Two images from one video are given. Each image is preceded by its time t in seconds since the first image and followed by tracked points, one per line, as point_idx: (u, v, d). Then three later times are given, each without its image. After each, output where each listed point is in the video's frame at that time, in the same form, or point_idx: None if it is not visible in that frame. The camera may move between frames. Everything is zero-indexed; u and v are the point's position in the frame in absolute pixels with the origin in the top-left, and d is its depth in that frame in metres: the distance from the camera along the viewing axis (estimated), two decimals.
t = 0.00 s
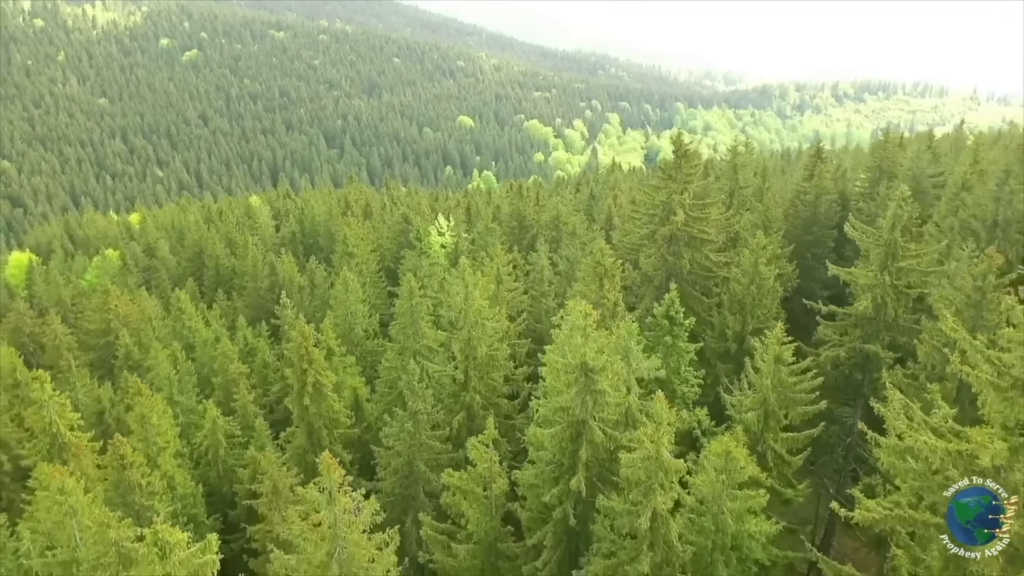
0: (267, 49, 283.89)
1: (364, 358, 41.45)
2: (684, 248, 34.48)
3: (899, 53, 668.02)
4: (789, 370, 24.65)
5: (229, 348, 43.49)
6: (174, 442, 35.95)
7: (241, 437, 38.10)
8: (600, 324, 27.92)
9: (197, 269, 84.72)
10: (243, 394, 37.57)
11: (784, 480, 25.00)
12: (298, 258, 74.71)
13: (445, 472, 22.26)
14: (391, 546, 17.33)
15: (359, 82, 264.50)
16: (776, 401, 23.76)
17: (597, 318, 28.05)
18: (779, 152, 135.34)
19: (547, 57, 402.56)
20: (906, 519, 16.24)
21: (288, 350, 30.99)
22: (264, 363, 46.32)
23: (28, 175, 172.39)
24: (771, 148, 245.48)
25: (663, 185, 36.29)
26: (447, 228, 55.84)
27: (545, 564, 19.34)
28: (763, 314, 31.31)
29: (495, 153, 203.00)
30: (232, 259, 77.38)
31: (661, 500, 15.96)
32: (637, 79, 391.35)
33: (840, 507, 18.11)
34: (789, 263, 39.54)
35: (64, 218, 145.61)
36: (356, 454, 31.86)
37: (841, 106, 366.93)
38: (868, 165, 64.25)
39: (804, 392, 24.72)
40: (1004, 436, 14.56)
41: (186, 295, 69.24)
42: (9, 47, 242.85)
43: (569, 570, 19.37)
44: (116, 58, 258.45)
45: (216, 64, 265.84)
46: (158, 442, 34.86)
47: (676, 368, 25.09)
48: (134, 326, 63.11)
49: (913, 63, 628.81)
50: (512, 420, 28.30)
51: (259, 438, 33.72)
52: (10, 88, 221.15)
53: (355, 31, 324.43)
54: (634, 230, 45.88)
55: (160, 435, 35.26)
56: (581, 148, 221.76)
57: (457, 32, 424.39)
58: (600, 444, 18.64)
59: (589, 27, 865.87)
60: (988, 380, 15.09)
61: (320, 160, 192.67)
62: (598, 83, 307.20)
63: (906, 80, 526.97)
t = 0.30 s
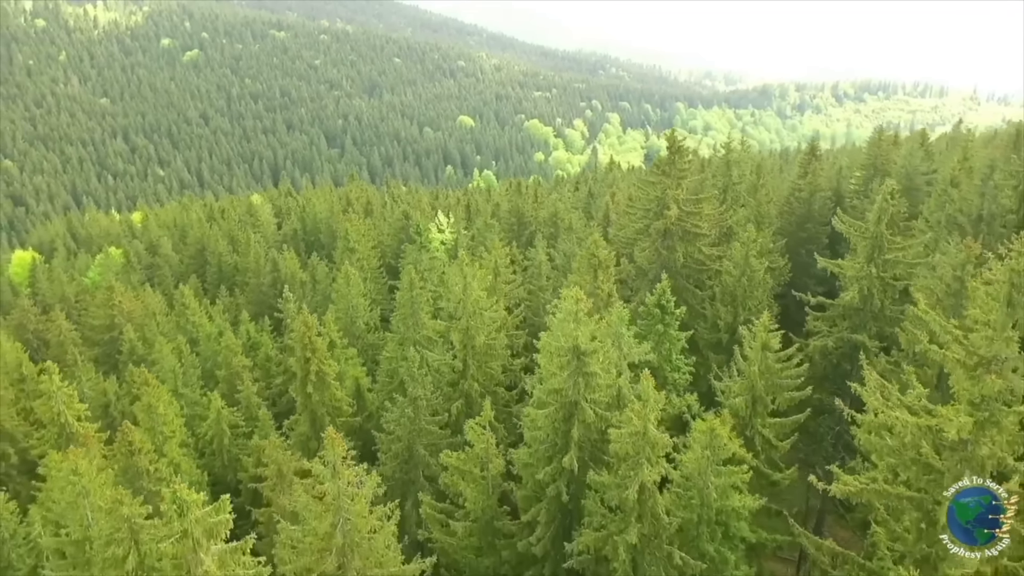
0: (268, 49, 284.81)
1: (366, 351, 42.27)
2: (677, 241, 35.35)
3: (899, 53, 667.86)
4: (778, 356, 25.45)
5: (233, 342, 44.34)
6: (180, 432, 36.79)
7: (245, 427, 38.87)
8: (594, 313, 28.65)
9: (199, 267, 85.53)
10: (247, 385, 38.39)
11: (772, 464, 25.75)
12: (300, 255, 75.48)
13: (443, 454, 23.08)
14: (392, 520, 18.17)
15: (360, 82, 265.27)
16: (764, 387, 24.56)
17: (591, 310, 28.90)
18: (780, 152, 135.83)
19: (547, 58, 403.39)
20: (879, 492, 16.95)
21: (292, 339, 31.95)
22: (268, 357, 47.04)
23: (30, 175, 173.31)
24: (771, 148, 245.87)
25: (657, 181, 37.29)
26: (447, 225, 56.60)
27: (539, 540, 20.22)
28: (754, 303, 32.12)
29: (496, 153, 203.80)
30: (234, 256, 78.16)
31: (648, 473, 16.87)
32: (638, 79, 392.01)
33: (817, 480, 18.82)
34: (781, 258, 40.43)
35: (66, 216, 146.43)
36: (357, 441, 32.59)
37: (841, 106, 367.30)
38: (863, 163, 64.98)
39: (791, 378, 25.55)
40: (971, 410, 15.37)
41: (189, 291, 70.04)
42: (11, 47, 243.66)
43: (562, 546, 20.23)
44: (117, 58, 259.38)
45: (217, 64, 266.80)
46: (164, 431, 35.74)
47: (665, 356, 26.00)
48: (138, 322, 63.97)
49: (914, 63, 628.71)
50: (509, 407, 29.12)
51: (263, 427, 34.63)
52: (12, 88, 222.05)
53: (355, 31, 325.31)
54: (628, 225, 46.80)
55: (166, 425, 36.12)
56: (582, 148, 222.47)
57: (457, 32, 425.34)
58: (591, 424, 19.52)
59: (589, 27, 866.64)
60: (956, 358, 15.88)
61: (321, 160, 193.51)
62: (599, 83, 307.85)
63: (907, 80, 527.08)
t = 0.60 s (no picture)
0: (269, 49, 285.61)
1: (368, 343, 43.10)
2: (671, 236, 36.17)
3: (900, 53, 668.10)
4: (765, 343, 26.23)
5: (235, 335, 45.11)
6: (185, 422, 37.58)
7: (248, 418, 39.68)
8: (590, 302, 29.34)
9: (202, 264, 86.42)
10: (250, 376, 39.20)
11: (761, 449, 26.46)
12: (302, 252, 76.31)
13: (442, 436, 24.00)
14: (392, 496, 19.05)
15: (360, 82, 266.13)
16: (753, 374, 25.31)
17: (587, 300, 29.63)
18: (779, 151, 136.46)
19: (548, 58, 404.33)
20: (857, 468, 17.78)
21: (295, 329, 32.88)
22: (270, 351, 47.78)
23: (31, 174, 174.07)
24: (770, 147, 246.45)
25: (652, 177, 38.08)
26: (447, 222, 57.36)
27: (533, 517, 21.11)
28: (747, 295, 32.81)
29: (496, 153, 204.56)
30: (236, 253, 79.07)
31: (636, 450, 17.77)
32: (638, 79, 392.82)
33: (800, 461, 19.68)
34: (776, 250, 41.33)
35: (68, 215, 147.21)
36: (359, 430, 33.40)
37: (840, 106, 367.96)
38: (857, 160, 65.79)
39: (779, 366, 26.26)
40: (941, 387, 16.26)
41: (192, 288, 70.91)
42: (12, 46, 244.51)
43: (557, 524, 21.07)
44: (118, 57, 260.30)
45: (218, 64, 267.63)
46: (170, 421, 36.51)
47: (657, 344, 26.83)
48: (142, 317, 64.86)
49: (914, 63, 629.18)
50: (506, 395, 30.00)
51: (267, 417, 35.51)
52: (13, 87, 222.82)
53: (355, 31, 326.21)
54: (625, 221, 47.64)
55: (172, 415, 36.89)
56: (582, 147, 223.30)
57: (457, 32, 426.08)
58: (583, 406, 20.36)
59: (590, 27, 867.43)
60: (929, 340, 16.71)
61: (321, 159, 194.33)
62: (599, 83, 308.61)
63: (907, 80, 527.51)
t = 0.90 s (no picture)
0: (269, 49, 286.23)
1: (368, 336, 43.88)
2: (665, 230, 37.02)
3: (899, 53, 667.85)
4: (753, 332, 26.91)
5: (238, 330, 45.90)
6: (190, 413, 38.25)
7: (250, 410, 40.37)
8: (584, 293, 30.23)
9: (204, 261, 87.24)
10: (252, 369, 39.95)
11: (750, 434, 27.06)
12: (303, 249, 77.12)
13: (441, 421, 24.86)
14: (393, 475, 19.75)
15: (360, 82, 266.95)
16: (741, 360, 25.95)
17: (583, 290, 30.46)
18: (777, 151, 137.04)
19: (547, 58, 404.89)
20: (837, 447, 18.60)
21: (298, 321, 33.77)
22: (272, 346, 48.45)
23: (32, 174, 174.73)
24: (769, 147, 246.98)
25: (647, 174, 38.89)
26: (447, 219, 57.98)
27: (528, 497, 21.90)
28: (737, 287, 33.59)
29: (495, 152, 205.17)
30: (238, 250, 79.91)
31: (625, 429, 18.71)
32: (637, 79, 393.32)
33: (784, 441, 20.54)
34: (768, 245, 42.05)
35: (68, 214, 147.81)
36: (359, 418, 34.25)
37: (840, 106, 368.27)
38: (852, 159, 66.49)
39: (766, 352, 26.92)
40: (915, 367, 17.21)
41: (194, 285, 71.67)
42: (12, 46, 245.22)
43: (550, 503, 21.89)
44: (119, 57, 261.14)
45: (218, 64, 268.30)
46: (175, 412, 37.14)
47: (648, 334, 27.71)
48: (145, 314, 65.63)
49: (913, 63, 629.33)
50: (504, 384, 30.82)
51: (270, 407, 36.30)
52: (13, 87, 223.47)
53: (355, 31, 326.87)
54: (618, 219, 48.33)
55: (177, 406, 37.53)
56: (581, 147, 224.01)
57: (457, 32, 426.92)
58: (577, 390, 21.19)
59: (589, 28, 867.53)
60: (903, 323, 17.60)
61: (321, 159, 195.03)
62: (599, 83, 309.18)
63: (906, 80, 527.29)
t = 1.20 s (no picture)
0: (269, 49, 287.01)
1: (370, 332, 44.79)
2: (660, 226, 37.89)
3: (899, 53, 668.17)
4: (744, 322, 27.67)
5: (241, 325, 46.64)
6: (194, 404, 38.82)
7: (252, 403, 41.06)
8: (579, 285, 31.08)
9: (205, 259, 88.00)
10: (256, 362, 40.68)
11: (740, 422, 27.78)
12: (305, 247, 78.01)
13: (441, 407, 25.67)
14: (394, 456, 20.49)
15: (360, 82, 267.86)
16: (732, 350, 26.71)
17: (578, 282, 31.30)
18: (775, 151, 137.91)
19: (547, 58, 405.88)
20: (819, 428, 19.44)
21: (302, 314, 34.68)
22: (274, 341, 49.11)
23: (33, 173, 175.38)
24: (768, 146, 248.01)
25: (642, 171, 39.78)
26: (446, 217, 58.71)
27: (524, 480, 22.67)
28: (731, 280, 34.41)
29: (495, 152, 206.07)
30: (240, 248, 80.75)
31: (616, 410, 19.57)
32: (637, 79, 394.22)
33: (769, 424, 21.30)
34: (761, 241, 42.56)
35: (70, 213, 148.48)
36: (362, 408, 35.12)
37: (839, 106, 369.10)
38: (847, 157, 67.33)
39: (755, 342, 27.65)
40: (892, 351, 18.11)
41: (196, 282, 72.45)
42: (14, 47, 246.16)
43: (546, 486, 22.63)
44: (120, 58, 262.05)
45: (218, 64, 269.06)
46: (180, 403, 37.79)
47: (641, 324, 28.51)
48: (148, 311, 66.40)
49: (913, 63, 629.81)
50: (502, 375, 31.73)
51: (273, 398, 37.03)
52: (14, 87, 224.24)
53: (355, 31, 327.88)
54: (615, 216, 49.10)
55: (182, 397, 38.13)
56: (581, 147, 225.01)
57: (458, 32, 428.05)
58: (571, 376, 22.07)
59: (589, 28, 868.61)
60: (882, 309, 18.50)
61: (321, 158, 195.92)
62: (599, 83, 310.02)
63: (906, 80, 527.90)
